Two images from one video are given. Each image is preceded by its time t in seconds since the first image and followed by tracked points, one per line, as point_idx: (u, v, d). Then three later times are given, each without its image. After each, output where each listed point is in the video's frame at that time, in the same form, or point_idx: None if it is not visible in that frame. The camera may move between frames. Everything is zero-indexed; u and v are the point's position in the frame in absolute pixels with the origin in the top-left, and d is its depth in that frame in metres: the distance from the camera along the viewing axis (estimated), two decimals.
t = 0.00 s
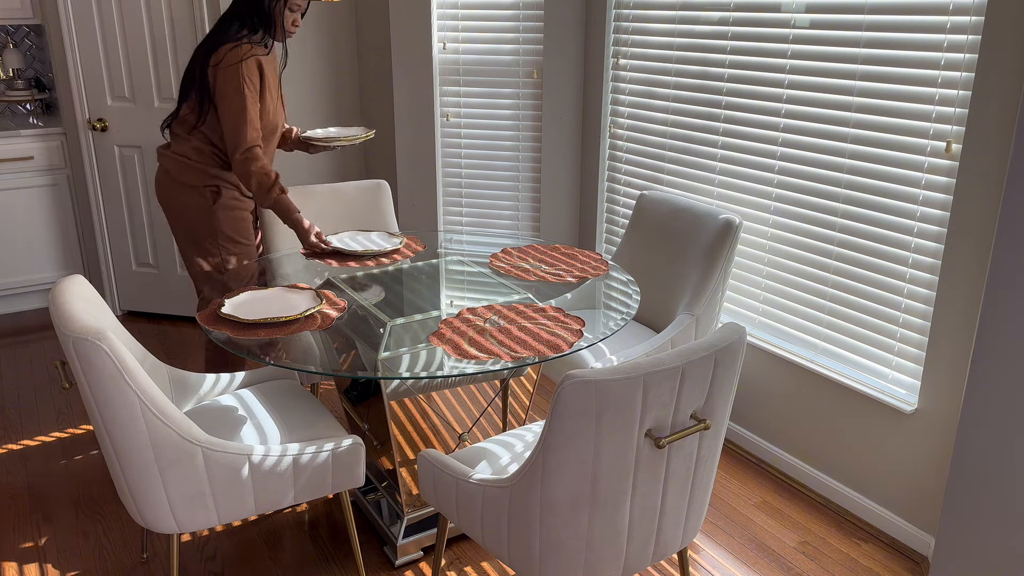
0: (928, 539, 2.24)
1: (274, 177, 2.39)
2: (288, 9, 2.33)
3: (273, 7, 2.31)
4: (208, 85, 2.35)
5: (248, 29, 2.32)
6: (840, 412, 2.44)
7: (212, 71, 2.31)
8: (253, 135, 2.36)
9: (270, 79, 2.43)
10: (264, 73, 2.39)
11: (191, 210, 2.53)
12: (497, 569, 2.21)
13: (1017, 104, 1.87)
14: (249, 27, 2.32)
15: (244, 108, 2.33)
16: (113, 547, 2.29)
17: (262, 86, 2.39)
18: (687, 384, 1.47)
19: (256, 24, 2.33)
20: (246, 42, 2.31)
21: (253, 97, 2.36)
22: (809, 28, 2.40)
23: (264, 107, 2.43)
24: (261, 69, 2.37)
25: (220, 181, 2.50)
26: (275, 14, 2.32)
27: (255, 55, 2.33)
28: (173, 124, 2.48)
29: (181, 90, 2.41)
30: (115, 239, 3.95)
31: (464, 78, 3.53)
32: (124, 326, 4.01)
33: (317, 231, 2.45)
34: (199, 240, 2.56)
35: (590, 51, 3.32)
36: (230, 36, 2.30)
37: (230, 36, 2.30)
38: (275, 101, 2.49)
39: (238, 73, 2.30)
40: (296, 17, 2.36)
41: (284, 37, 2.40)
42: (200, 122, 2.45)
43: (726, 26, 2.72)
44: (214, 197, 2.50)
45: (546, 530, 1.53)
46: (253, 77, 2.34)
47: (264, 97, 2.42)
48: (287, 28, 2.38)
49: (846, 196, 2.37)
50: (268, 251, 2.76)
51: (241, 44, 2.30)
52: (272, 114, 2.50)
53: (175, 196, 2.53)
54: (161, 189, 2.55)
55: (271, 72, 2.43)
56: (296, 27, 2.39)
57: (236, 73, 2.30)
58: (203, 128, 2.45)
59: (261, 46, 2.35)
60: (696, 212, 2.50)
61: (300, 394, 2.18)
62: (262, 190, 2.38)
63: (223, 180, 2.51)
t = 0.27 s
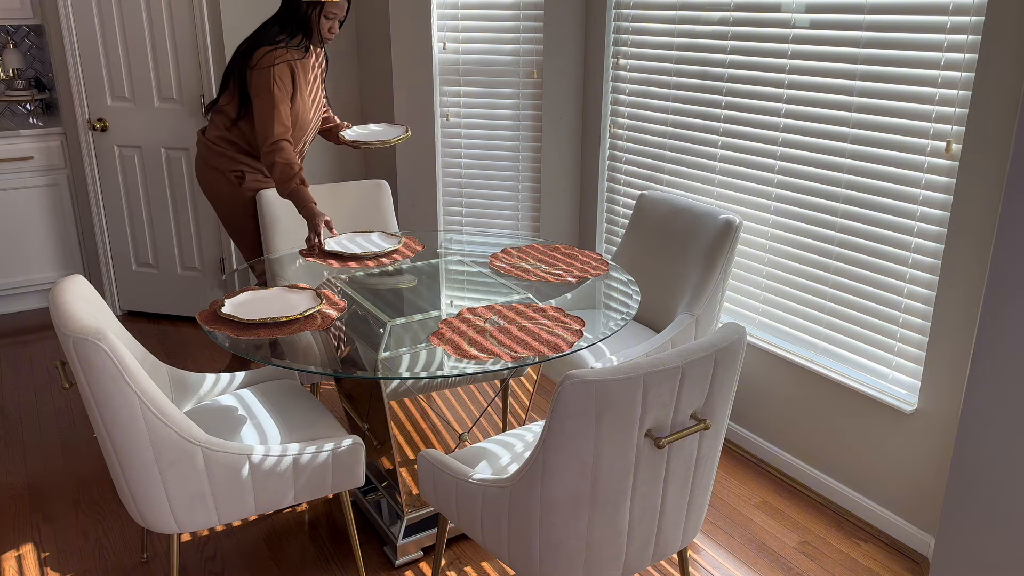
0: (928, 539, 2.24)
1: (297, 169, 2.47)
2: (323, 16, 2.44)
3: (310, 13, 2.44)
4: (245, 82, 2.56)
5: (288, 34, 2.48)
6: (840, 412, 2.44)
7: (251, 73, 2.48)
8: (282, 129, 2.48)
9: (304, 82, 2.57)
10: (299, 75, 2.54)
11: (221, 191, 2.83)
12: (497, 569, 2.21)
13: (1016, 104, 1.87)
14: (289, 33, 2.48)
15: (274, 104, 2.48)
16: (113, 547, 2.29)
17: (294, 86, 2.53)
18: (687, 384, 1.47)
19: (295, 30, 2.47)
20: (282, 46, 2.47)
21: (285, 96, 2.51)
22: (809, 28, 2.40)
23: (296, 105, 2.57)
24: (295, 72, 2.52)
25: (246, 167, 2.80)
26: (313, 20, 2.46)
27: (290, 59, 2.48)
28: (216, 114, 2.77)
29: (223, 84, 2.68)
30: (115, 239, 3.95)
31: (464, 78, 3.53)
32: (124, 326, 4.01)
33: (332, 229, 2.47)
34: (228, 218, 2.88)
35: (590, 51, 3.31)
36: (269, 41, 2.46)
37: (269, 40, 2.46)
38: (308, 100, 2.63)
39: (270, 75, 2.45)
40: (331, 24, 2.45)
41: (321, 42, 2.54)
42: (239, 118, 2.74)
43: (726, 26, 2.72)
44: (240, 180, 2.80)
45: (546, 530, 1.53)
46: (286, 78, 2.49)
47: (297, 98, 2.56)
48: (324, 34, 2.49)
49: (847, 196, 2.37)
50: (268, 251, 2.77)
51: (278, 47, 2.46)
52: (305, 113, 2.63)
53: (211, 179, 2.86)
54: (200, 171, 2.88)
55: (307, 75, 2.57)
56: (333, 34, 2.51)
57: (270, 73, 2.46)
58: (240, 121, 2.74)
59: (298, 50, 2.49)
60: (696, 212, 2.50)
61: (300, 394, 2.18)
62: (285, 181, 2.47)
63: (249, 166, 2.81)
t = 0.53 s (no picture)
0: (928, 539, 2.24)
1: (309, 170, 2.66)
2: (359, 23, 2.67)
3: (344, 20, 2.66)
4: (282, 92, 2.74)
5: (323, 42, 2.67)
6: (840, 412, 2.44)
7: (283, 77, 2.70)
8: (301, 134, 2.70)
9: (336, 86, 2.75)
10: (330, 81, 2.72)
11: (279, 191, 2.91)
12: (497, 569, 2.21)
13: (1016, 104, 1.87)
14: (325, 41, 2.66)
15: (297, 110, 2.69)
16: (113, 547, 2.29)
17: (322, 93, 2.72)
18: (687, 384, 1.47)
19: (331, 37, 2.67)
20: (315, 53, 2.66)
21: (314, 104, 2.72)
22: (809, 28, 2.40)
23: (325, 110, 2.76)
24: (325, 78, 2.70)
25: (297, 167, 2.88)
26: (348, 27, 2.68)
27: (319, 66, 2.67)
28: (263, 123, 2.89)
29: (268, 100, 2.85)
30: (115, 239, 3.95)
31: (464, 78, 3.53)
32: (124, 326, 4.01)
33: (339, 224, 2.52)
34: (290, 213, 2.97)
35: (590, 51, 3.31)
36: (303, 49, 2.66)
37: (302, 49, 2.66)
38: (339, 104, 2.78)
39: (298, 81, 2.66)
40: (366, 30, 2.69)
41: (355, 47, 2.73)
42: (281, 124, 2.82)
43: (726, 26, 2.72)
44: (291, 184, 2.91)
45: (546, 530, 1.53)
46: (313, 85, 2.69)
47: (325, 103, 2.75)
48: (360, 39, 2.71)
49: (847, 196, 2.37)
50: (268, 251, 2.77)
51: (312, 56, 2.65)
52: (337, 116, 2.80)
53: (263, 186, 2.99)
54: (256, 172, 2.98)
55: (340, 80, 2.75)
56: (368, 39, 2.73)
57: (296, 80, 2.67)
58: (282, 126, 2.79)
59: (332, 56, 2.68)
60: (696, 212, 2.50)
61: (300, 394, 2.18)
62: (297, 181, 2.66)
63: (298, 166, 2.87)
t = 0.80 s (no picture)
0: (929, 540, 2.24)
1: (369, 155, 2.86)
2: (412, 24, 2.74)
3: (400, 23, 2.73)
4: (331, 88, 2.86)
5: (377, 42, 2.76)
6: (840, 412, 2.44)
7: (334, 76, 2.81)
8: (352, 121, 2.81)
9: (390, 83, 2.87)
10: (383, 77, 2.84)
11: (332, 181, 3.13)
12: (497, 569, 2.20)
13: (1016, 104, 1.87)
14: (379, 40, 2.76)
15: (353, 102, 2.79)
16: (113, 547, 2.29)
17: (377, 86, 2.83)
18: (687, 384, 1.47)
19: (385, 37, 2.76)
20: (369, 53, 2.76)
21: (363, 100, 2.82)
22: (809, 28, 2.40)
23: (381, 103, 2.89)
24: (377, 74, 2.82)
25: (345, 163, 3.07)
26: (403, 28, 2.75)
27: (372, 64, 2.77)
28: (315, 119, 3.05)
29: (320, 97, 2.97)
30: (116, 239, 3.95)
31: (464, 79, 3.53)
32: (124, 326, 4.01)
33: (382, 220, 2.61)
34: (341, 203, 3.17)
35: (590, 51, 3.31)
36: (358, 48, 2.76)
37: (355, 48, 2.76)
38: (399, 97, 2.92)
39: (347, 80, 2.76)
40: (420, 31, 2.77)
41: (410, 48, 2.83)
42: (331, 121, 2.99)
43: (726, 26, 2.72)
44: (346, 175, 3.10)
45: (546, 530, 1.53)
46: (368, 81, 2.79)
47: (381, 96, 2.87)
48: (414, 40, 2.80)
49: (847, 196, 2.37)
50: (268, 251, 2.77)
51: (363, 54, 2.75)
52: (394, 110, 2.93)
53: (316, 179, 3.19)
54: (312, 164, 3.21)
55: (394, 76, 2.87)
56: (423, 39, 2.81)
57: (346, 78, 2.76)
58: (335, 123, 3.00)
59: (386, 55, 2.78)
60: (696, 212, 2.50)
61: (299, 394, 2.18)
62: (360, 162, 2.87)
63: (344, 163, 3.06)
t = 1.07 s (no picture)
0: (929, 540, 2.24)
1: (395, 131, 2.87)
2: (456, 13, 2.81)
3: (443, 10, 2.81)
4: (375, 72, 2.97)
5: (420, 28, 2.86)
6: (840, 412, 2.44)
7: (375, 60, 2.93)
8: (382, 101, 2.89)
9: (429, 71, 2.93)
10: (422, 63, 2.91)
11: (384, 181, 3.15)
12: (497, 569, 2.21)
13: (1016, 104, 1.87)
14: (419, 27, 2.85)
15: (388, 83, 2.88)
16: (113, 547, 2.29)
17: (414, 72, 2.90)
18: (687, 384, 1.47)
19: (427, 24, 2.85)
20: (407, 37, 2.86)
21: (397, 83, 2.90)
22: (809, 28, 2.40)
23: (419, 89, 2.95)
24: (415, 59, 2.89)
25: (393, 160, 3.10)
26: (446, 16, 2.83)
27: (410, 48, 2.87)
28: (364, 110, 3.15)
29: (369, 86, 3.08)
30: (116, 239, 3.95)
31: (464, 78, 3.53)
32: (124, 326, 4.01)
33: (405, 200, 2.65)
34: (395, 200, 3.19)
35: (590, 51, 3.31)
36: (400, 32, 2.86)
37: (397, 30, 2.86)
38: (438, 86, 2.97)
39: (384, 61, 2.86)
40: (464, 19, 2.82)
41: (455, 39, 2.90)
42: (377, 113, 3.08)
43: (726, 26, 2.72)
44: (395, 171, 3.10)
45: (546, 530, 1.53)
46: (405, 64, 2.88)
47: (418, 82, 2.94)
48: (458, 29, 2.85)
49: (847, 196, 2.37)
50: (268, 251, 2.77)
51: (402, 38, 2.85)
52: (433, 99, 2.97)
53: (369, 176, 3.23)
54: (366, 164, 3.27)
55: (433, 63, 2.93)
56: (466, 31, 2.87)
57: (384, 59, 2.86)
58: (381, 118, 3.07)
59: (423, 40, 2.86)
60: (696, 212, 2.50)
61: (299, 394, 2.18)
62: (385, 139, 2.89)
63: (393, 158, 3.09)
